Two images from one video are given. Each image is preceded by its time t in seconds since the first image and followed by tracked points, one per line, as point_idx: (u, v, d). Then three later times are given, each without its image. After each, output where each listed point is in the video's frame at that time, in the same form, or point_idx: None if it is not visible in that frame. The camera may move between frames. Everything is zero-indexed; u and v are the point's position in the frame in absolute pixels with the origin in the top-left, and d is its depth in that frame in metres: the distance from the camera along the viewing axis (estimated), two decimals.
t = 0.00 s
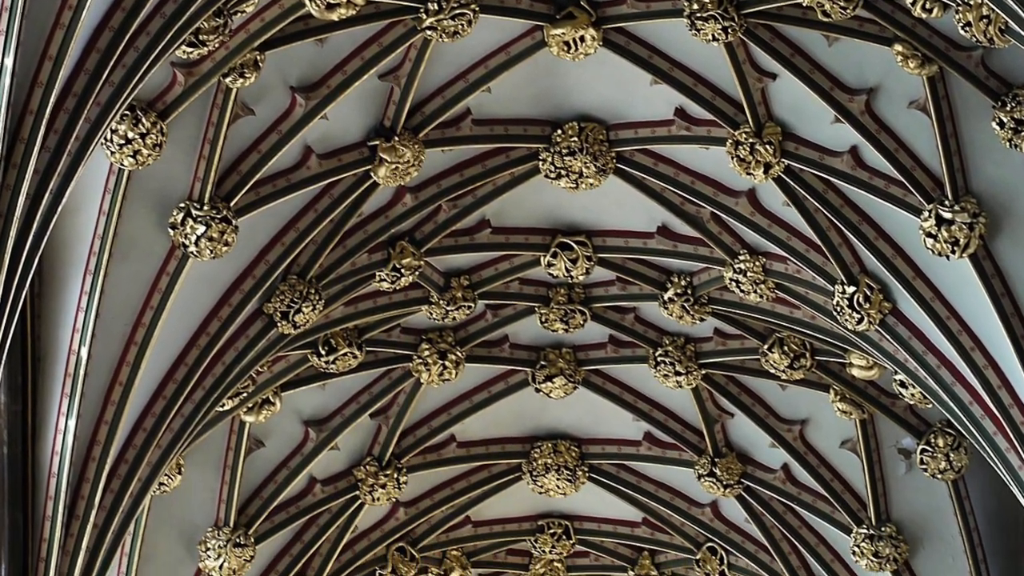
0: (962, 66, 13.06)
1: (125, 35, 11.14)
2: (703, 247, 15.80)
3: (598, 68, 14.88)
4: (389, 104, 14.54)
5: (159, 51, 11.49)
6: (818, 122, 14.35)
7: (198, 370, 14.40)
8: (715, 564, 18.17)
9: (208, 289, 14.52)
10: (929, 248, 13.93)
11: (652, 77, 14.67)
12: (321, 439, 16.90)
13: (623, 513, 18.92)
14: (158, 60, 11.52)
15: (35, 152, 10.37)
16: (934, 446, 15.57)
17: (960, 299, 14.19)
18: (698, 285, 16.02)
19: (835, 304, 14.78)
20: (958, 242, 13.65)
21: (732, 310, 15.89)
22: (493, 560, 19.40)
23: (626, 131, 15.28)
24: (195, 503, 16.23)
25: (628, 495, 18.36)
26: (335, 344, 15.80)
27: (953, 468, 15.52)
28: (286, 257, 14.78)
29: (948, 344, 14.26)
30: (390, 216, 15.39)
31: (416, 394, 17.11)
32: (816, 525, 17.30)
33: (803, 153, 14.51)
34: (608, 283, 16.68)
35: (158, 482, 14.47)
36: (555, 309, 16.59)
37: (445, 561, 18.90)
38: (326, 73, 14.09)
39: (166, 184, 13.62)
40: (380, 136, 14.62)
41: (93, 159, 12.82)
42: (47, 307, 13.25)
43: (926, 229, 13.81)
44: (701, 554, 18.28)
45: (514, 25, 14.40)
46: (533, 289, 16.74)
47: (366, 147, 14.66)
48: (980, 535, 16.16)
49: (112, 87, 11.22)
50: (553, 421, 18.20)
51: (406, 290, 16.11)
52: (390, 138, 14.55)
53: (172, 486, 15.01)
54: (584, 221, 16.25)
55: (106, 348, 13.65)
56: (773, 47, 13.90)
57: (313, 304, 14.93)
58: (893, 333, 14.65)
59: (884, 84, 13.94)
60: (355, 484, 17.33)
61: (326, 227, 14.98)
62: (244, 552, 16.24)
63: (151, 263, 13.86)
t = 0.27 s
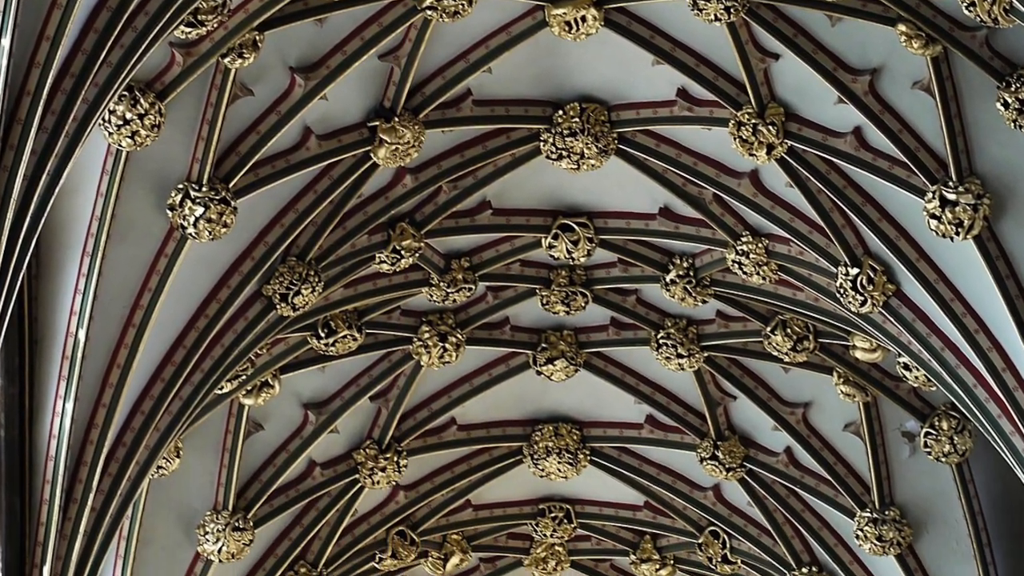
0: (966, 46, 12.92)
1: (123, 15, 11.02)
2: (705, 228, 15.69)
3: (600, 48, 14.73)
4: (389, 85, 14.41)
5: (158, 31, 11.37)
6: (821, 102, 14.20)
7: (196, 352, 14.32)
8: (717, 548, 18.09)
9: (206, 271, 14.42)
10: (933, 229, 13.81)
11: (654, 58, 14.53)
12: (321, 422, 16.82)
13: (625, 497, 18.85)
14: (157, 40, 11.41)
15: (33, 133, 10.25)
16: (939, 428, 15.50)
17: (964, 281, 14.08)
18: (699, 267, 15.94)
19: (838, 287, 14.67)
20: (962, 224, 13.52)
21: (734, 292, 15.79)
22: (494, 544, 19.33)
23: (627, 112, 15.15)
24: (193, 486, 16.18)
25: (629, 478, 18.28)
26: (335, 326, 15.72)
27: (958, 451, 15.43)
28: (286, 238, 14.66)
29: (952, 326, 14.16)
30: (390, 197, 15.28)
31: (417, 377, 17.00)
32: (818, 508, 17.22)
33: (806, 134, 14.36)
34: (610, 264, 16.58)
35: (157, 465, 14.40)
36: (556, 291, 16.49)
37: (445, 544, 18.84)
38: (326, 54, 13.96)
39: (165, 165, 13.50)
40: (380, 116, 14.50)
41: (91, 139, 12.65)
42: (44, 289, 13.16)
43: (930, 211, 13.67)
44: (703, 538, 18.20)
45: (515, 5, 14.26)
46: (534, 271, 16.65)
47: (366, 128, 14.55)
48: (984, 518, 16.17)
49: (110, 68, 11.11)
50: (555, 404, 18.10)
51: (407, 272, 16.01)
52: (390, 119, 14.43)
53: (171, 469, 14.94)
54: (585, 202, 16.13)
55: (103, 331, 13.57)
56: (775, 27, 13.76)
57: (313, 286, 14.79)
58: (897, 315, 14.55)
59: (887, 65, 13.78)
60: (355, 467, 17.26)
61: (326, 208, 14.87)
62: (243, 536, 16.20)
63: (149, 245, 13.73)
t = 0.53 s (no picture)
0: (970, 26, 12.79)
1: None
2: (707, 210, 15.58)
3: (601, 29, 14.61)
4: (389, 66, 14.27)
5: (156, 11, 11.26)
6: (824, 82, 14.08)
7: (195, 335, 14.24)
8: (720, 533, 18.01)
9: (205, 253, 14.32)
10: (937, 211, 13.69)
11: (657, 38, 14.40)
12: (321, 405, 16.73)
13: (626, 480, 18.75)
14: (155, 20, 11.29)
15: (30, 115, 10.12)
16: (943, 412, 15.38)
17: (969, 262, 13.96)
18: (702, 249, 15.83)
19: (841, 269, 14.59)
20: (966, 206, 13.41)
21: (737, 274, 15.70)
22: (495, 528, 19.21)
23: (629, 92, 15.01)
24: (191, 470, 16.12)
25: (631, 462, 18.20)
26: (334, 309, 15.62)
27: (962, 434, 15.32)
28: (285, 220, 14.55)
29: (956, 309, 14.05)
30: (390, 178, 15.17)
31: (417, 360, 16.89)
32: (822, 492, 17.12)
33: (809, 115, 14.25)
34: (612, 246, 16.47)
35: (155, 449, 14.33)
36: (557, 273, 16.40)
37: (446, 529, 18.76)
38: (326, 34, 13.83)
39: (163, 147, 13.37)
40: (380, 97, 14.37)
41: (87, 121, 12.54)
42: (42, 272, 13.07)
43: (934, 192, 13.54)
44: (706, 522, 18.11)
45: None
46: (535, 253, 16.55)
47: (366, 109, 14.42)
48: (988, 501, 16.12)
49: (108, 48, 10.99)
50: (557, 386, 18.00)
51: (407, 254, 15.90)
52: (389, 100, 14.30)
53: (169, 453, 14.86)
54: (587, 184, 16.02)
55: (101, 313, 13.48)
56: (778, 7, 13.63)
57: (312, 268, 14.69)
58: (901, 297, 14.42)
59: (891, 45, 13.64)
60: (355, 450, 17.18)
61: (326, 189, 14.76)
62: (242, 520, 16.17)
63: (147, 227, 13.62)
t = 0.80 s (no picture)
0: (975, 6, 12.67)
1: None
2: (710, 191, 15.47)
3: (603, 9, 14.47)
4: (389, 46, 14.13)
5: None
6: (828, 63, 13.93)
7: (194, 317, 14.17)
8: (722, 516, 17.97)
9: (204, 234, 14.23)
10: (941, 193, 13.57)
11: (659, 19, 14.28)
12: (320, 387, 16.65)
13: (628, 464, 18.66)
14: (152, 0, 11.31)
15: (28, 96, 10.00)
16: (946, 395, 15.26)
17: (973, 244, 13.85)
18: (704, 231, 15.72)
19: (844, 251, 14.46)
20: (970, 186, 13.27)
21: (739, 256, 15.58)
22: (497, 512, 19.16)
23: (631, 73, 14.90)
24: (190, 454, 16.07)
25: (633, 446, 18.15)
26: (333, 291, 15.52)
27: (966, 417, 15.20)
28: (284, 201, 14.44)
29: (960, 291, 13.95)
30: (390, 159, 15.06)
31: (417, 342, 16.80)
32: (824, 475, 17.06)
33: (812, 96, 14.12)
34: (613, 228, 16.36)
35: (153, 432, 14.26)
36: (559, 255, 16.29)
37: (446, 512, 18.70)
38: (325, 14, 13.71)
39: (161, 128, 13.26)
40: (380, 78, 14.26)
41: (85, 101, 12.42)
42: (39, 254, 12.97)
43: (938, 173, 13.41)
44: (707, 506, 18.07)
45: None
46: (536, 235, 16.45)
47: (366, 89, 14.31)
48: (993, 485, 16.01)
49: (105, 29, 11.00)
50: (559, 369, 17.91)
51: (407, 236, 15.80)
52: (389, 81, 14.17)
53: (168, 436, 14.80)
54: (588, 165, 15.91)
55: (99, 296, 13.39)
56: None
57: (311, 251, 14.58)
58: (904, 280, 14.35)
59: (895, 25, 13.48)
60: (354, 433, 17.11)
61: (325, 170, 14.66)
62: (241, 504, 16.06)
63: (145, 208, 13.53)
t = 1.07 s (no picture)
0: None
1: None
2: (711, 173, 15.36)
3: None
4: (389, 27, 14.01)
5: None
6: (831, 44, 13.81)
7: (193, 299, 14.09)
8: (725, 500, 17.83)
9: (203, 217, 14.13)
10: (946, 174, 13.46)
11: None
12: (320, 370, 16.56)
13: (630, 447, 18.58)
14: None
15: (24, 76, 9.87)
16: (951, 377, 15.21)
17: (978, 226, 13.74)
18: (706, 212, 15.61)
19: (847, 233, 14.33)
20: (975, 168, 13.15)
21: (741, 238, 15.44)
22: (499, 496, 19.08)
23: (633, 54, 14.77)
24: (188, 438, 16.01)
25: (635, 429, 18.07)
26: (333, 273, 15.43)
27: (970, 400, 15.13)
28: (283, 183, 14.34)
29: (964, 273, 13.87)
30: (390, 141, 14.96)
31: (417, 324, 16.73)
32: (827, 459, 16.98)
33: (815, 77, 13.99)
34: (615, 210, 16.26)
35: (152, 415, 14.18)
36: (560, 237, 16.22)
37: (446, 496, 18.62)
38: None
39: (160, 109, 13.15)
40: (380, 59, 14.15)
41: (83, 82, 12.31)
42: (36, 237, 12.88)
43: (942, 155, 13.32)
44: (710, 489, 17.93)
45: None
46: (537, 217, 16.36)
47: (366, 70, 14.20)
48: (997, 468, 15.90)
49: (104, 8, 10.96)
50: (560, 352, 17.85)
51: (408, 218, 15.70)
52: (389, 62, 14.06)
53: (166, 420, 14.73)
54: (589, 147, 15.81)
55: (97, 279, 13.29)
56: None
57: (311, 233, 14.49)
58: (908, 262, 14.25)
59: (899, 6, 13.34)
60: (354, 417, 17.04)
61: (325, 152, 14.56)
62: (240, 488, 15.98)
63: (143, 190, 13.43)
